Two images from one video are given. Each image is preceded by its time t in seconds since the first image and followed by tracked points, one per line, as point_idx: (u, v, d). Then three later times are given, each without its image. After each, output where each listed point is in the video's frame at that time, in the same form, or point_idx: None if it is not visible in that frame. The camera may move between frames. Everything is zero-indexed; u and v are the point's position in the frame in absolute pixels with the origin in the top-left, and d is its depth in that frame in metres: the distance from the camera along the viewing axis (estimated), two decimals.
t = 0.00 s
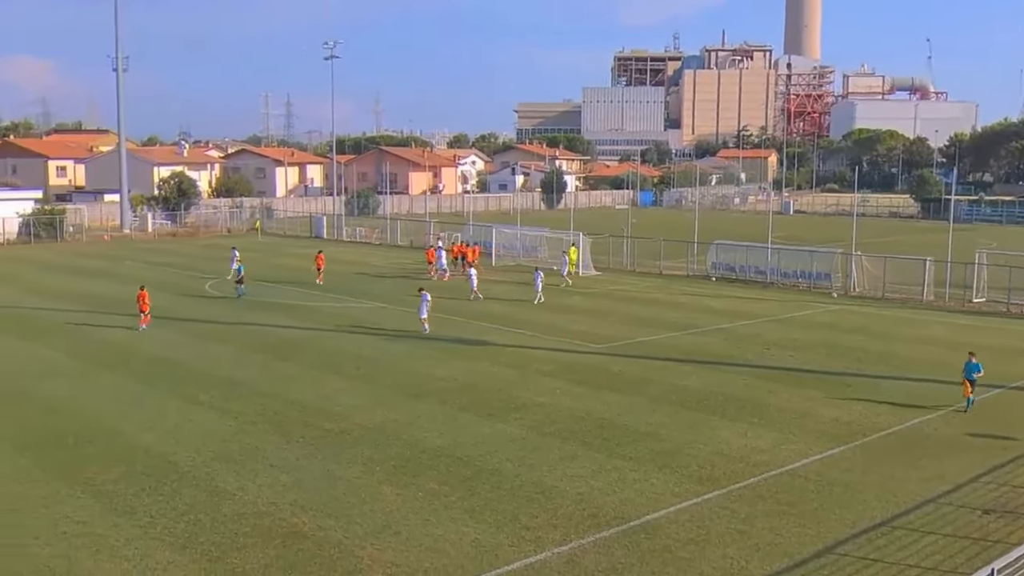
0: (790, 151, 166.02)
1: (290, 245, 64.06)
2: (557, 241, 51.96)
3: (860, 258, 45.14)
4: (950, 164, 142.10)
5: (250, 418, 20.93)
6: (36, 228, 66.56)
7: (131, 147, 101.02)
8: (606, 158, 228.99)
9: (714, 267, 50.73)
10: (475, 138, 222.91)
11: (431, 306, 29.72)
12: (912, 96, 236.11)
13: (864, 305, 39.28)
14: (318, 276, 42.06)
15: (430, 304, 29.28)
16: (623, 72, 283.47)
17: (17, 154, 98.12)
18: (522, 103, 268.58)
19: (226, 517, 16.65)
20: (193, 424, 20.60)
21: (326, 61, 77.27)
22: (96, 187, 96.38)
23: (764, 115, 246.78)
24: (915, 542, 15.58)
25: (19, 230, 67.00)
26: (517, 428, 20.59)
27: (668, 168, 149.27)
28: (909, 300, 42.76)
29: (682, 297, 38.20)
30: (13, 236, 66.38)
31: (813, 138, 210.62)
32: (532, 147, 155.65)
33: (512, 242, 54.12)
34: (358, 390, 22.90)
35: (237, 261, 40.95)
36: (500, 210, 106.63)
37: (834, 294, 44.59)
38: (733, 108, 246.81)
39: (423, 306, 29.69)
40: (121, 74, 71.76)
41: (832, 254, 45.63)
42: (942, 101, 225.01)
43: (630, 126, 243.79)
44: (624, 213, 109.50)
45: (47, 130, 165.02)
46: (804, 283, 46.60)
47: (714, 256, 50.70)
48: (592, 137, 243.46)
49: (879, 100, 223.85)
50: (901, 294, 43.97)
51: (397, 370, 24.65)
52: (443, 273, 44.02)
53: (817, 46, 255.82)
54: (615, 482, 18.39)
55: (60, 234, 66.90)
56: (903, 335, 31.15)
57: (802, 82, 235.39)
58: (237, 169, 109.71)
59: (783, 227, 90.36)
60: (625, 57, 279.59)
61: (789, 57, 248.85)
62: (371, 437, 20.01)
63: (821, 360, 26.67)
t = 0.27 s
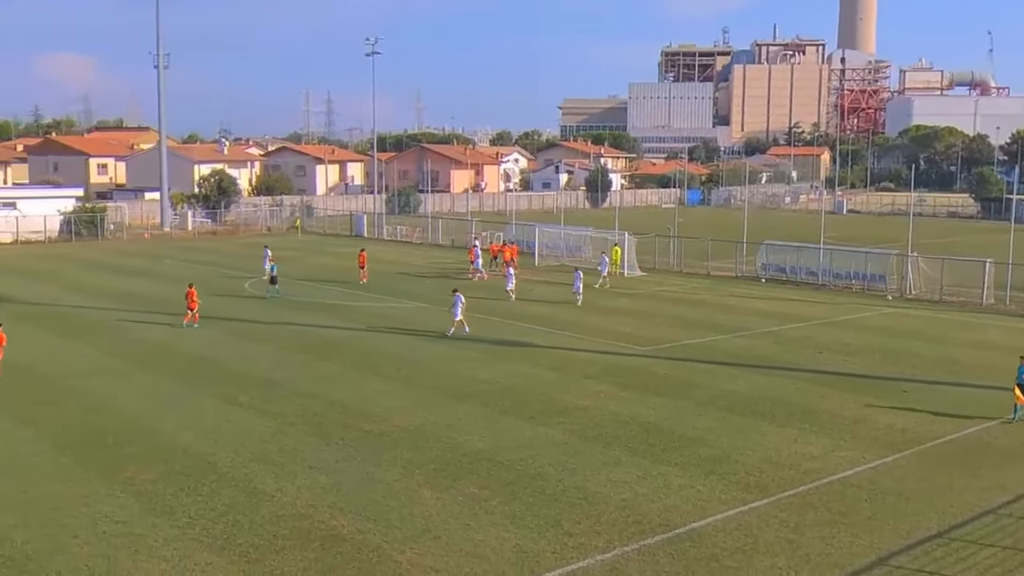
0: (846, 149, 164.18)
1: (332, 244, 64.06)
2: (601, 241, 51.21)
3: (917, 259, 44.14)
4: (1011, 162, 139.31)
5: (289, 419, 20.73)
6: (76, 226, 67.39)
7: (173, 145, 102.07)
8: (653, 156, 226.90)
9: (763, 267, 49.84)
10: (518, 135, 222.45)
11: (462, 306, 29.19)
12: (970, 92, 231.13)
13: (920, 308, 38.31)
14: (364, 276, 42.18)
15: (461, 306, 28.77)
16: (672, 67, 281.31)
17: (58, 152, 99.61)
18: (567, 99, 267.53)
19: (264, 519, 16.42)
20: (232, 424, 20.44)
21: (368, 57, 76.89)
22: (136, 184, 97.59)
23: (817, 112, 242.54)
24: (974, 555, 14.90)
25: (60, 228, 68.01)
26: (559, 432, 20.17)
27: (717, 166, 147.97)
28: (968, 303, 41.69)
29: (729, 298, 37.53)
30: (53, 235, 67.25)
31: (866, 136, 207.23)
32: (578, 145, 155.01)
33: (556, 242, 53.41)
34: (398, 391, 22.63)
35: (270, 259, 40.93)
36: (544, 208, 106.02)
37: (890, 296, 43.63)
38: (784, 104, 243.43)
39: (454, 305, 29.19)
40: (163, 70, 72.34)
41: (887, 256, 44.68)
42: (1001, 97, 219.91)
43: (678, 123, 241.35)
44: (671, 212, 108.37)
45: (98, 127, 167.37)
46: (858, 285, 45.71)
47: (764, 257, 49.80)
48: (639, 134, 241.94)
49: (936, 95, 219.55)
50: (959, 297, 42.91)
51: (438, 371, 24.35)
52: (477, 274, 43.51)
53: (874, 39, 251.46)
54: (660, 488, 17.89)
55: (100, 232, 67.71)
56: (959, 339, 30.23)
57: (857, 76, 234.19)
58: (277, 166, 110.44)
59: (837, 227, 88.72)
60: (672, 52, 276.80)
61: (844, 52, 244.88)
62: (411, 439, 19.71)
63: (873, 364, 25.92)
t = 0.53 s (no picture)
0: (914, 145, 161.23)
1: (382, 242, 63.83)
2: (656, 240, 50.92)
3: (987, 261, 42.82)
4: None
5: (335, 421, 20.40)
6: (123, 224, 68.13)
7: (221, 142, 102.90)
8: (710, 152, 223.34)
9: (825, 269, 48.66)
10: (569, 132, 221.32)
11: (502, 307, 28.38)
12: None
13: (991, 312, 36.94)
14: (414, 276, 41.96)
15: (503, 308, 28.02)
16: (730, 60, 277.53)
17: (106, 149, 100.69)
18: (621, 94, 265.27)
19: (309, 523, 16.08)
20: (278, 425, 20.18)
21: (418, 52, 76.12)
22: (182, 181, 98.64)
23: (884, 105, 234.82)
24: None
25: (107, 226, 68.59)
26: (611, 437, 19.59)
27: (776, 164, 145.65)
28: None
29: (788, 301, 36.57)
30: (100, 232, 68.05)
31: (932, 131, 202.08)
32: (633, 141, 153.65)
33: (609, 241, 52.83)
34: (447, 393, 22.21)
35: (307, 258, 40.84)
36: (597, 207, 104.95)
37: (959, 299, 42.28)
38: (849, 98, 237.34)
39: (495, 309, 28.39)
40: (210, 67, 72.86)
41: (957, 257, 43.35)
42: None
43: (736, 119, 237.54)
44: (727, 211, 106.48)
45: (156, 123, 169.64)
46: (926, 287, 44.40)
47: (826, 257, 48.60)
48: (696, 129, 238.93)
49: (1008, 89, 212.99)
50: None
51: (487, 373, 23.89)
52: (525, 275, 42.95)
53: (944, 31, 244.83)
54: (715, 497, 17.23)
55: (146, 230, 68.36)
56: None
57: (925, 69, 230.56)
58: (324, 163, 110.56)
59: (904, 226, 86.39)
60: (730, 45, 272.48)
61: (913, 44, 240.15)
62: (459, 443, 19.26)
63: (939, 371, 24.92)
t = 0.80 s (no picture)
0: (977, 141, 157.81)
1: (425, 241, 63.47)
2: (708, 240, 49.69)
3: None
4: None
5: (376, 424, 20.03)
6: (163, 221, 68.58)
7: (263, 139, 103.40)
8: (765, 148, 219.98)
9: (884, 270, 47.54)
10: (617, 128, 220.07)
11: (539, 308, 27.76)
12: None
13: None
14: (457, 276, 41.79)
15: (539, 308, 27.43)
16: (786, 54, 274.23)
17: (146, 146, 102.26)
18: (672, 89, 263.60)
19: (349, 527, 15.69)
20: (318, 427, 19.84)
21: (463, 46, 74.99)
22: (222, 178, 99.38)
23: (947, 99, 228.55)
24: None
25: (147, 224, 68.91)
26: (660, 443, 18.99)
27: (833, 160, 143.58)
28: None
29: (845, 303, 35.63)
30: (140, 230, 68.54)
31: (995, 124, 197.16)
32: (684, 136, 152.28)
33: (658, 241, 52.12)
34: (490, 396, 21.74)
35: (338, 258, 40.80)
36: (646, 205, 104.11)
37: None
38: (911, 93, 231.79)
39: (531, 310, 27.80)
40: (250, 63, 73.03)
41: None
42: None
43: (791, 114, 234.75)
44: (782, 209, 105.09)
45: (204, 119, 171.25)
46: (991, 290, 42.90)
47: (885, 258, 47.50)
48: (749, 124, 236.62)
49: None
50: None
51: (531, 376, 23.39)
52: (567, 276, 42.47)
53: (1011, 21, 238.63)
54: (768, 506, 16.57)
55: (186, 227, 68.73)
56: None
57: (989, 60, 225.55)
58: (366, 160, 110.11)
59: (967, 226, 84.15)
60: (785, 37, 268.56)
61: (977, 33, 235.34)
62: (502, 447, 18.78)
63: (1002, 377, 23.95)
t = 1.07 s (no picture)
0: None
1: (456, 239, 63.18)
2: (744, 239, 49.24)
3: None
4: None
5: (405, 426, 19.70)
6: (190, 219, 68.64)
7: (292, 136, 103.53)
8: (804, 144, 217.44)
9: (928, 270, 46.22)
10: (652, 123, 218.88)
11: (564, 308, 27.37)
12: None
13: None
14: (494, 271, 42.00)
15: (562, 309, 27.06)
16: (827, 47, 271.15)
17: (173, 142, 102.69)
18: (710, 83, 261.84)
19: (377, 531, 15.35)
20: (346, 429, 19.54)
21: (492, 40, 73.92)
22: (249, 175, 99.65)
23: (995, 94, 223.95)
24: None
25: (173, 221, 69.18)
26: (695, 448, 18.53)
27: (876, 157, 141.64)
28: None
29: (887, 305, 34.91)
30: (167, 227, 68.69)
31: None
32: (722, 133, 150.98)
33: (694, 240, 51.64)
34: (522, 399, 21.36)
35: (361, 257, 40.76)
36: (681, 203, 103.84)
37: None
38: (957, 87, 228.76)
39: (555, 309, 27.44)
40: (278, 57, 72.93)
41: None
42: None
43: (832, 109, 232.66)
44: (822, 207, 104.15)
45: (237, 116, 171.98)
46: None
47: (929, 258, 46.15)
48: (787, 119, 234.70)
49: None
50: None
51: (563, 378, 22.99)
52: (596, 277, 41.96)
53: None
54: (807, 513, 16.07)
55: (213, 225, 68.66)
56: None
57: None
58: (395, 156, 110.28)
59: (1015, 225, 82.38)
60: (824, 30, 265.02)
61: None
62: (533, 452, 18.37)
63: None
